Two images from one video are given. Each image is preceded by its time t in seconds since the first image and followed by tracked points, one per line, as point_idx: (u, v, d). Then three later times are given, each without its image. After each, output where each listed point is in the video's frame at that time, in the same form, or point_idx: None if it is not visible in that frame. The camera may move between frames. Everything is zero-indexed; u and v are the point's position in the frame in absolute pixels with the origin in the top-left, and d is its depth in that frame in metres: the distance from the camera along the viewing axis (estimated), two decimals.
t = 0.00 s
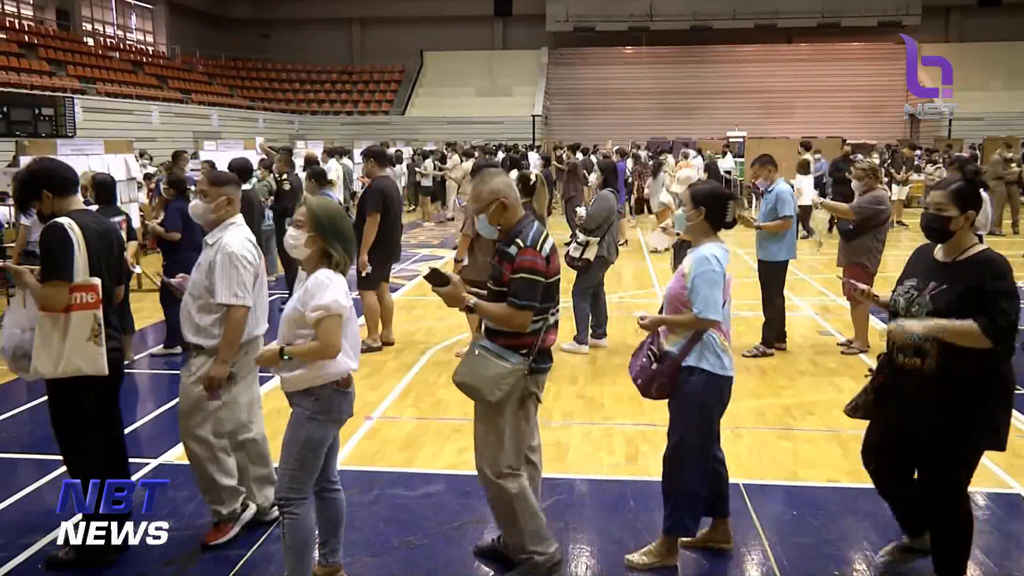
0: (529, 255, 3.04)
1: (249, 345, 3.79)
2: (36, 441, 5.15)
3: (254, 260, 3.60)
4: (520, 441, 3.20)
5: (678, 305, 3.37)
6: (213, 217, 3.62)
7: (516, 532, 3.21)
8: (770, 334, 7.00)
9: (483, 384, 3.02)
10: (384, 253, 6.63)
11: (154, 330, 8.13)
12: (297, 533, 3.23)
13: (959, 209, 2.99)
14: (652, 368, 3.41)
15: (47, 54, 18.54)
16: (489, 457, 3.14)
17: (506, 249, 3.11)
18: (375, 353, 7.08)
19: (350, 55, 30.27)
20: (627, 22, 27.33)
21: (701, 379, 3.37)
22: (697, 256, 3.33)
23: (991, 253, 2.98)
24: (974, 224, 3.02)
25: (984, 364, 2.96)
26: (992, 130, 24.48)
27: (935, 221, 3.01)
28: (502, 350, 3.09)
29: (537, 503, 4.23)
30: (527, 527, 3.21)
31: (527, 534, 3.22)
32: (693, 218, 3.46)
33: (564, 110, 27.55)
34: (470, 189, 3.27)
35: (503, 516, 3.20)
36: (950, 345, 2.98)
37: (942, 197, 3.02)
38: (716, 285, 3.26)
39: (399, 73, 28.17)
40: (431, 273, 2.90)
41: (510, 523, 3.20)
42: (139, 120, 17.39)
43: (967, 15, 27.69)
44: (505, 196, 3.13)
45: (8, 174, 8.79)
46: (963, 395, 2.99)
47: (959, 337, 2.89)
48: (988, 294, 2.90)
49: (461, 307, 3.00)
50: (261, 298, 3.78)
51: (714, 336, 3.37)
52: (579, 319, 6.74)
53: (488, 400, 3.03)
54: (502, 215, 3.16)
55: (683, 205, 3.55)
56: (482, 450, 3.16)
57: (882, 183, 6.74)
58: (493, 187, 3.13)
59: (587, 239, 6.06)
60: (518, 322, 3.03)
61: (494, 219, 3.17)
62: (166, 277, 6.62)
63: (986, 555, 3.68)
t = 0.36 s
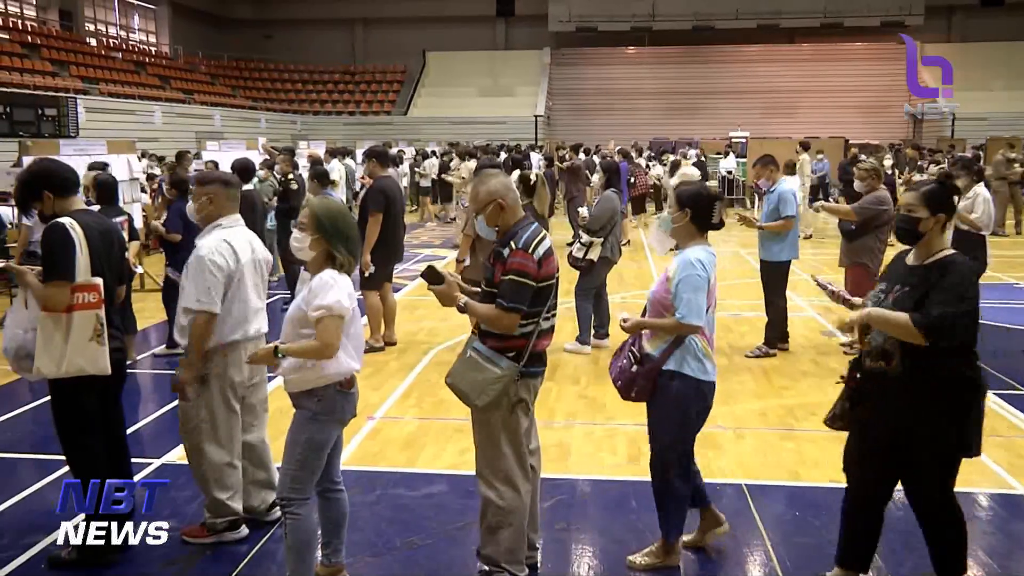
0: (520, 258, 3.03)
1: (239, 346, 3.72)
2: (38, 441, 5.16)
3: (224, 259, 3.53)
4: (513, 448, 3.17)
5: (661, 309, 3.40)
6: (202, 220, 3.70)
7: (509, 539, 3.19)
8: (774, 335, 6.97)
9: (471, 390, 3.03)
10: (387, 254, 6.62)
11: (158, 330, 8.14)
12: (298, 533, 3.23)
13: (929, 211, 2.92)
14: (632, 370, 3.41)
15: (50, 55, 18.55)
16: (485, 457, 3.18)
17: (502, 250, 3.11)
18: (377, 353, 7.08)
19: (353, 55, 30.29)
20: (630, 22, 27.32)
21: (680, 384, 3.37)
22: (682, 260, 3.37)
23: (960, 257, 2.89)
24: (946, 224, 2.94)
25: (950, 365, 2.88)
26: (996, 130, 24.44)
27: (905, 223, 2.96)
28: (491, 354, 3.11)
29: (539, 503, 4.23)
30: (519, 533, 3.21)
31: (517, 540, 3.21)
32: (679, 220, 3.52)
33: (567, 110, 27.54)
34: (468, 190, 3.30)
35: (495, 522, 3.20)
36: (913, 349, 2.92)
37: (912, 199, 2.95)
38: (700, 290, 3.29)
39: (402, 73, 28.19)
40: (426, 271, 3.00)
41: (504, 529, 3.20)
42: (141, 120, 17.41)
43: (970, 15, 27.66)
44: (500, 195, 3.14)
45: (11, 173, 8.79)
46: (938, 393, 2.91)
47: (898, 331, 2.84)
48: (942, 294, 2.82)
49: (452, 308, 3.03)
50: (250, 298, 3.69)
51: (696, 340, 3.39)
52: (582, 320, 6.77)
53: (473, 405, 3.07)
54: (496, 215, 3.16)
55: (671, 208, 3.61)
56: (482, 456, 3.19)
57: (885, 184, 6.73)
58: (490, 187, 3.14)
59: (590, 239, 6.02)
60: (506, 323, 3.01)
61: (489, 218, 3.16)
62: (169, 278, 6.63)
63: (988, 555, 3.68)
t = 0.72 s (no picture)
0: (526, 259, 3.03)
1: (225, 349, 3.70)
2: (48, 440, 5.18)
3: (182, 266, 3.59)
4: (517, 448, 3.17)
5: (665, 311, 3.43)
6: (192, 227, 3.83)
7: (517, 540, 3.20)
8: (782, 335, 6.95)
9: (472, 392, 3.04)
10: (396, 253, 6.63)
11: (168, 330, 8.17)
12: (307, 532, 3.24)
13: (894, 207, 2.88)
14: (636, 374, 3.45)
15: (60, 55, 18.60)
16: (488, 460, 3.18)
17: (506, 251, 3.11)
18: (385, 353, 7.08)
19: (361, 56, 30.34)
20: (638, 22, 27.30)
21: (685, 387, 3.40)
22: (686, 263, 3.38)
23: (920, 253, 2.85)
24: (908, 222, 2.91)
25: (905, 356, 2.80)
26: (1005, 131, 24.32)
27: (870, 218, 2.91)
28: (493, 355, 3.09)
29: (546, 504, 4.23)
30: (527, 533, 3.21)
31: (525, 541, 3.22)
32: (678, 222, 3.52)
33: (574, 110, 27.53)
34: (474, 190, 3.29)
35: (502, 524, 3.21)
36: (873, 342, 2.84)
37: (879, 194, 2.91)
38: (705, 293, 3.30)
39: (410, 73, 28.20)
40: (429, 271, 2.97)
41: (512, 530, 3.20)
42: (151, 120, 17.45)
43: (980, 14, 27.56)
44: (506, 195, 3.14)
45: (22, 173, 8.83)
46: (901, 389, 2.81)
47: (870, 308, 2.74)
48: (902, 287, 2.76)
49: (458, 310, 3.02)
50: (227, 301, 3.67)
51: (701, 343, 3.41)
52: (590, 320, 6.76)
53: (472, 406, 3.07)
54: (499, 217, 3.17)
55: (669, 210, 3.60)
56: (485, 458, 3.19)
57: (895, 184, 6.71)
58: (492, 187, 3.15)
59: (599, 239, 6.00)
60: (510, 323, 3.00)
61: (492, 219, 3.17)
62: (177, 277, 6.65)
63: (998, 557, 3.66)
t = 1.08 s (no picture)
0: (540, 259, 3.02)
1: (225, 349, 3.72)
2: (69, 438, 5.22)
3: (180, 265, 3.66)
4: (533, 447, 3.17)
5: (682, 312, 3.44)
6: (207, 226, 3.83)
7: (534, 541, 3.19)
8: (803, 336, 6.91)
9: (485, 393, 3.06)
10: (415, 251, 6.64)
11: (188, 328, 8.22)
12: (325, 531, 3.25)
13: (896, 208, 2.85)
14: (659, 375, 3.41)
15: (83, 56, 18.75)
16: (505, 459, 3.18)
17: (519, 250, 3.10)
18: (403, 353, 7.09)
19: (379, 56, 30.45)
20: (657, 22, 27.18)
21: (708, 384, 3.43)
22: (709, 262, 3.43)
23: (923, 253, 2.80)
24: (913, 223, 2.87)
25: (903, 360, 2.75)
26: None
27: (872, 219, 2.89)
28: (509, 356, 3.09)
29: (564, 504, 4.22)
30: (545, 533, 3.20)
31: (543, 541, 3.21)
32: (695, 223, 3.52)
33: (591, 109, 27.51)
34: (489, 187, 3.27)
35: (519, 524, 3.20)
36: (871, 346, 2.80)
37: (880, 194, 2.89)
38: (731, 291, 3.39)
39: (428, 73, 28.25)
40: (442, 273, 2.97)
41: (530, 530, 3.20)
42: (171, 120, 17.59)
43: (1004, 13, 27.27)
44: (518, 193, 3.14)
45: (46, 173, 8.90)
46: (900, 392, 2.77)
47: (874, 319, 2.69)
48: (902, 291, 2.71)
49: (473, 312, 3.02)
50: (223, 300, 3.69)
51: (720, 341, 3.48)
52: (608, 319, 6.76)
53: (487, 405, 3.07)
54: (511, 217, 3.16)
55: (679, 209, 3.60)
56: (504, 459, 3.18)
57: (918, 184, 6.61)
58: (505, 185, 3.15)
59: (617, 240, 5.99)
60: (529, 325, 3.00)
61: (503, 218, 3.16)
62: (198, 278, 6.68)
63: None
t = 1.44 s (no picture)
0: (594, 257, 3.07)
1: (254, 346, 3.75)
2: (99, 435, 5.27)
3: (211, 261, 3.71)
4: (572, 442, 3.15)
5: (709, 310, 3.44)
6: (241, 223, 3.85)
7: (565, 538, 3.17)
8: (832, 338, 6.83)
9: (555, 388, 2.99)
10: (441, 251, 6.65)
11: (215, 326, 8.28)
12: (351, 529, 3.27)
13: (924, 210, 2.79)
14: (698, 374, 3.36)
15: (113, 56, 18.94)
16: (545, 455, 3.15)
17: (560, 249, 3.09)
18: (430, 353, 7.10)
19: (406, 56, 30.59)
20: (685, 21, 27.00)
21: (740, 380, 3.45)
22: (734, 259, 3.49)
23: (950, 258, 2.74)
24: (943, 226, 2.81)
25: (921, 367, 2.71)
26: None
27: (899, 221, 2.84)
28: (559, 350, 3.07)
29: (590, 505, 4.21)
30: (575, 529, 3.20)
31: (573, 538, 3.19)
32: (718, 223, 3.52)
33: (619, 109, 27.55)
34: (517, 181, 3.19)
35: (552, 521, 3.17)
36: (890, 350, 2.77)
37: (908, 196, 2.83)
38: (758, 286, 3.46)
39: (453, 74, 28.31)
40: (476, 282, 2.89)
41: (562, 528, 3.17)
42: (202, 121, 17.79)
43: None
44: (550, 186, 3.07)
45: (79, 172, 8.99)
46: (918, 399, 2.73)
47: (890, 329, 2.67)
48: (923, 298, 2.67)
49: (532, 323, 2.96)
50: (252, 298, 3.73)
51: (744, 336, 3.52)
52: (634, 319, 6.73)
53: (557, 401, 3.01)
54: (551, 212, 3.06)
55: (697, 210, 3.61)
56: (547, 453, 3.14)
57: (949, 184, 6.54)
58: (536, 181, 3.07)
59: (643, 240, 6.00)
60: (591, 323, 3.03)
61: (534, 214, 3.06)
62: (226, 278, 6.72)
63: None
